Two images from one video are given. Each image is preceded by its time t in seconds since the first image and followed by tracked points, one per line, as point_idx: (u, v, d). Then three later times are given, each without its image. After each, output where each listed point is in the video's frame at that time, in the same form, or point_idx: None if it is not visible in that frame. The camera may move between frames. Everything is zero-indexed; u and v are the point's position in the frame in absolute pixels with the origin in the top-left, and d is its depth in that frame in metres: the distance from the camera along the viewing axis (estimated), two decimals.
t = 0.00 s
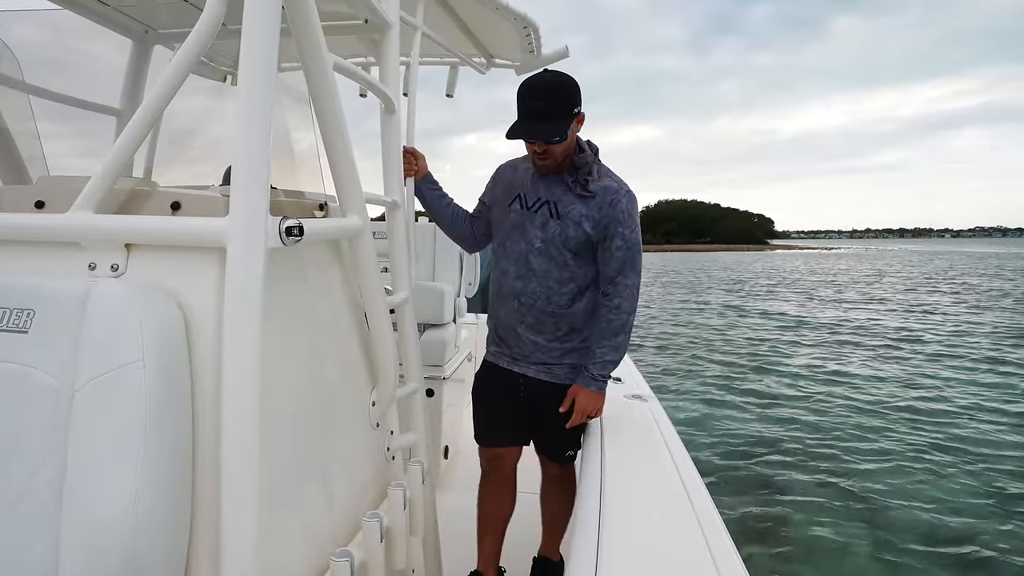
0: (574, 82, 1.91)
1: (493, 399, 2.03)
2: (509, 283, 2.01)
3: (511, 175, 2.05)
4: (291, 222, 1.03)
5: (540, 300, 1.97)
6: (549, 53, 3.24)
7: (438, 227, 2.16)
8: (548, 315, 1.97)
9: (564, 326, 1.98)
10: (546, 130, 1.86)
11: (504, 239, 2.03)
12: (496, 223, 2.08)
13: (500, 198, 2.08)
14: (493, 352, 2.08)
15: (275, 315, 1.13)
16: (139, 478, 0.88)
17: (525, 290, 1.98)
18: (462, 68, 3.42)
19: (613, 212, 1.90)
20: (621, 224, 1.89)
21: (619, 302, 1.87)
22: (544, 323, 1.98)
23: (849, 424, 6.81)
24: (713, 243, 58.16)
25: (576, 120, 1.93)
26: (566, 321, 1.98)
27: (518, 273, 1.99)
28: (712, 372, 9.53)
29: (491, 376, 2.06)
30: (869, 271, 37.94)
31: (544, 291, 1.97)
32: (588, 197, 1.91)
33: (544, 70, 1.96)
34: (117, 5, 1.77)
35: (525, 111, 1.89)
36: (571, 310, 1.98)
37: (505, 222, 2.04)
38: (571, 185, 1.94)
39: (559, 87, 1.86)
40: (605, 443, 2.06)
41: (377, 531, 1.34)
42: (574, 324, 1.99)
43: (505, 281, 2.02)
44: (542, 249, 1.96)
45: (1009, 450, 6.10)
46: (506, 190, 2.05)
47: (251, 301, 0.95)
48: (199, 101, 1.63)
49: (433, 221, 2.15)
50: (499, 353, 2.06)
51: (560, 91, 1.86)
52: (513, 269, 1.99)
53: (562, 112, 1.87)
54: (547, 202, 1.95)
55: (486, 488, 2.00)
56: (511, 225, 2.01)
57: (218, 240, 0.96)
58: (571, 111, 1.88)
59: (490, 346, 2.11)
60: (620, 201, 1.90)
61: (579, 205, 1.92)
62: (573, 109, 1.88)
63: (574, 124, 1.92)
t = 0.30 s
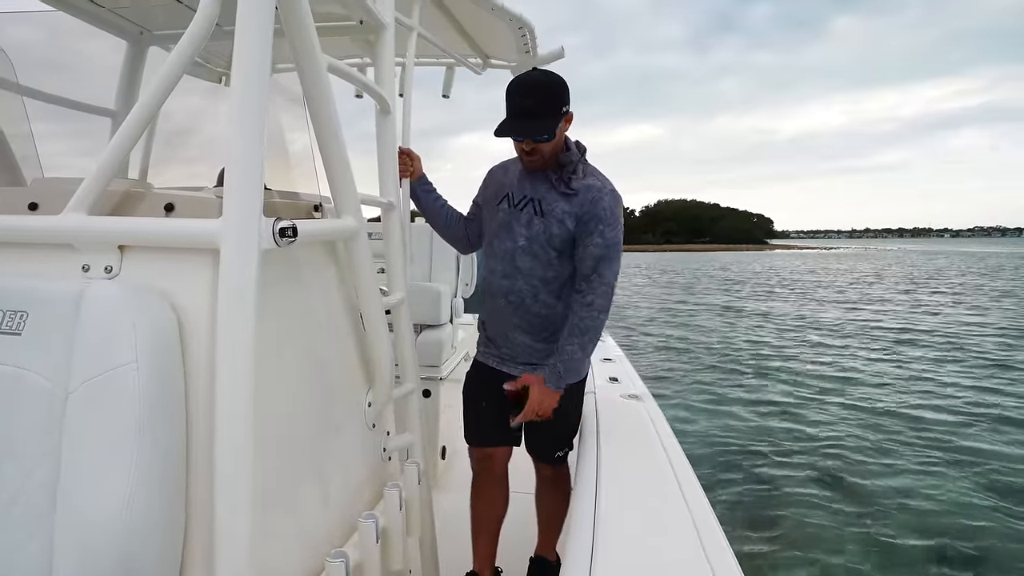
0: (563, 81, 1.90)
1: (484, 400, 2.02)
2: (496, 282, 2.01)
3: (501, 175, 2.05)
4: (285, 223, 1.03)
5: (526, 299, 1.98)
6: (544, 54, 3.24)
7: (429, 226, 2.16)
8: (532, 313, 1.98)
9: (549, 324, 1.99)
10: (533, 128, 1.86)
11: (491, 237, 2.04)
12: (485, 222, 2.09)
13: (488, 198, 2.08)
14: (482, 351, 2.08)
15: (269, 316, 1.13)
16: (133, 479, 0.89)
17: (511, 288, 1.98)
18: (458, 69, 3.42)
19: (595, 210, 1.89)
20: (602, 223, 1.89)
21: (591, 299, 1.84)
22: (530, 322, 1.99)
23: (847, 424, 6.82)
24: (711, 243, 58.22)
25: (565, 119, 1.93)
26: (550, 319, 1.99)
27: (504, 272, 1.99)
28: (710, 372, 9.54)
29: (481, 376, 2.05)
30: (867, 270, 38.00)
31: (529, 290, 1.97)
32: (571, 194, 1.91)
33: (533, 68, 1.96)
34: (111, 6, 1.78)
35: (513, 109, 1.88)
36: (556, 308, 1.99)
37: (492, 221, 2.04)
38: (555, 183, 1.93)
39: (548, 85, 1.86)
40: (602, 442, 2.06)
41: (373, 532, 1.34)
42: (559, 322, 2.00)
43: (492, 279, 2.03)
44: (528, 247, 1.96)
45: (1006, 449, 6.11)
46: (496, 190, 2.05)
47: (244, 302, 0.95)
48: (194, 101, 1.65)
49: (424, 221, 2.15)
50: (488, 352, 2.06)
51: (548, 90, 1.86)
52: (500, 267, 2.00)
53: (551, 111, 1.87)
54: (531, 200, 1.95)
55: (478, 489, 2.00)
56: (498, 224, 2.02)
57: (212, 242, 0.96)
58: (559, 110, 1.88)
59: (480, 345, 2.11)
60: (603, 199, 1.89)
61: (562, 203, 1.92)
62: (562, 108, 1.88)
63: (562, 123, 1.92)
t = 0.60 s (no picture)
0: (554, 80, 1.90)
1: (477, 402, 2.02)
2: (489, 282, 2.01)
3: (494, 177, 2.06)
4: (277, 225, 1.03)
5: (518, 298, 1.98)
6: (539, 55, 3.24)
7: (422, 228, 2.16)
8: (525, 313, 1.99)
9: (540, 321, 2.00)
10: (524, 125, 1.86)
11: (483, 238, 2.04)
12: (477, 223, 2.09)
13: (480, 199, 2.09)
14: (475, 354, 2.08)
15: (262, 318, 1.14)
16: (125, 481, 0.89)
17: (503, 288, 1.99)
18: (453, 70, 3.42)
19: (586, 206, 1.91)
20: (590, 218, 1.90)
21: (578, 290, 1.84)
22: (524, 321, 1.99)
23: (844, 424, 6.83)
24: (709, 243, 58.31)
25: (556, 118, 1.93)
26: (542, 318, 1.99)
27: (497, 272, 2.00)
28: (708, 372, 9.55)
29: (474, 377, 2.05)
30: (865, 270, 38.06)
31: (522, 289, 1.98)
32: (561, 192, 1.93)
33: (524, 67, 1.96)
34: (106, 9, 1.77)
35: (505, 105, 1.88)
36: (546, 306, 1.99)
37: (484, 222, 2.05)
38: (546, 181, 1.94)
39: (540, 82, 1.86)
40: (596, 443, 2.06)
41: (367, 533, 1.34)
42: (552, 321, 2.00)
43: (485, 280, 2.03)
44: (519, 246, 1.96)
45: (1002, 448, 6.13)
46: (488, 191, 2.05)
47: (236, 305, 0.96)
48: (188, 102, 1.65)
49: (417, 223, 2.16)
50: (481, 353, 2.06)
51: (539, 88, 1.86)
52: (493, 268, 2.00)
53: (542, 108, 1.87)
54: (523, 199, 1.96)
55: (471, 491, 2.01)
56: (490, 224, 2.02)
57: (204, 244, 0.96)
58: (551, 108, 1.88)
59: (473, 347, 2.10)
60: (593, 195, 1.92)
61: (553, 200, 1.93)
62: (554, 104, 1.88)
63: (553, 122, 1.92)
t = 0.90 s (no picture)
0: (552, 78, 1.90)
1: (471, 404, 2.03)
2: (488, 282, 2.01)
3: (490, 178, 2.06)
4: (272, 226, 1.04)
5: (516, 297, 1.98)
6: (536, 55, 3.24)
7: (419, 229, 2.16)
8: (524, 312, 1.99)
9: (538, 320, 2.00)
10: (521, 122, 1.85)
11: (481, 238, 2.04)
12: (474, 223, 2.09)
13: (477, 199, 2.09)
14: (472, 354, 2.08)
15: (257, 319, 1.14)
16: (120, 482, 0.89)
17: (502, 287, 1.99)
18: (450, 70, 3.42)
19: (584, 204, 1.92)
20: (588, 217, 1.91)
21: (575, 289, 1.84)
22: (522, 320, 2.00)
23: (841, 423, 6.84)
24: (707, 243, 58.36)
25: (553, 116, 1.93)
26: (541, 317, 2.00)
27: (495, 271, 2.00)
28: (705, 372, 9.56)
29: (470, 378, 2.05)
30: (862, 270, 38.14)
31: (521, 288, 1.98)
32: (559, 190, 1.93)
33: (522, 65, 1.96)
34: (101, 9, 1.77)
35: (503, 102, 1.88)
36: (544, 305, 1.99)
37: (481, 222, 2.04)
38: (543, 180, 1.94)
39: (539, 80, 1.86)
40: (593, 443, 2.06)
41: (363, 534, 1.34)
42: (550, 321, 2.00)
43: (483, 279, 2.02)
44: (518, 245, 1.97)
45: (998, 447, 6.15)
46: (485, 192, 2.05)
47: (231, 307, 0.96)
48: (184, 103, 1.65)
49: (414, 224, 2.15)
50: (479, 353, 2.06)
51: (537, 86, 1.86)
52: (491, 267, 2.00)
53: (540, 106, 1.87)
54: (521, 198, 1.96)
55: (467, 493, 2.01)
56: (487, 224, 2.02)
57: (199, 245, 0.96)
58: (548, 106, 1.88)
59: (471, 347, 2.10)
60: (590, 193, 1.92)
61: (551, 199, 1.93)
62: (552, 102, 1.88)
63: (550, 120, 1.92)
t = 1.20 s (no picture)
0: (555, 78, 1.90)
1: (470, 403, 2.02)
2: (488, 281, 2.01)
3: (491, 177, 2.06)
4: (272, 224, 1.03)
5: (517, 296, 1.98)
6: (536, 55, 3.24)
7: (419, 228, 2.15)
8: (524, 311, 1.99)
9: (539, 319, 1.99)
10: (525, 123, 1.85)
11: (482, 237, 2.03)
12: (474, 223, 2.09)
13: (478, 198, 2.08)
14: (472, 353, 2.07)
15: (256, 317, 1.13)
16: (118, 480, 0.88)
17: (503, 287, 1.99)
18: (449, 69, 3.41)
19: (585, 204, 1.91)
20: (590, 217, 1.91)
21: (577, 289, 1.84)
22: (523, 319, 2.00)
23: (838, 424, 6.85)
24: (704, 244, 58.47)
25: (556, 116, 1.93)
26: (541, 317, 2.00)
27: (496, 270, 1.99)
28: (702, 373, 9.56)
29: (469, 378, 2.05)
30: (859, 271, 38.22)
31: (521, 288, 1.98)
32: (561, 189, 1.92)
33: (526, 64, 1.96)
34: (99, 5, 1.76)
35: (507, 101, 1.87)
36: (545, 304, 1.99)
37: (482, 221, 2.04)
38: (545, 180, 1.94)
39: (543, 79, 1.86)
40: (591, 443, 2.06)
41: (362, 532, 1.34)
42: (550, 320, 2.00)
43: (483, 278, 2.02)
44: (519, 244, 1.96)
45: (995, 447, 6.16)
46: (486, 191, 2.05)
47: (231, 305, 0.95)
48: (183, 99, 1.64)
49: (414, 223, 2.15)
50: (478, 352, 2.05)
51: (541, 85, 1.86)
52: (492, 266, 1.99)
53: (544, 106, 1.86)
54: (522, 197, 1.96)
55: (465, 494, 2.00)
56: (488, 223, 2.01)
57: (199, 242, 0.96)
58: (552, 106, 1.88)
59: (470, 346, 2.09)
60: (592, 193, 1.92)
61: (553, 198, 1.93)
62: (556, 103, 1.88)
63: (553, 120, 1.92)
